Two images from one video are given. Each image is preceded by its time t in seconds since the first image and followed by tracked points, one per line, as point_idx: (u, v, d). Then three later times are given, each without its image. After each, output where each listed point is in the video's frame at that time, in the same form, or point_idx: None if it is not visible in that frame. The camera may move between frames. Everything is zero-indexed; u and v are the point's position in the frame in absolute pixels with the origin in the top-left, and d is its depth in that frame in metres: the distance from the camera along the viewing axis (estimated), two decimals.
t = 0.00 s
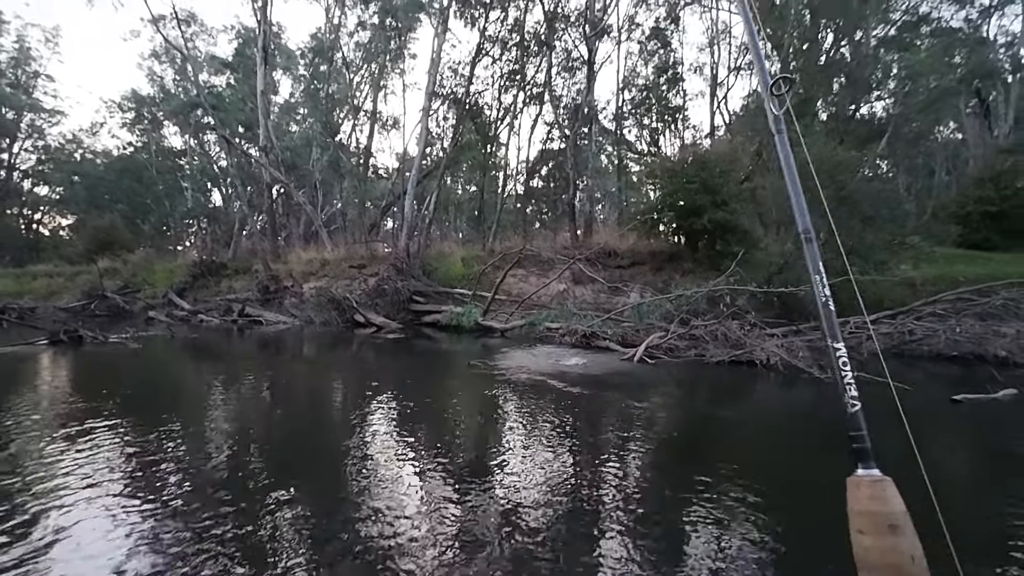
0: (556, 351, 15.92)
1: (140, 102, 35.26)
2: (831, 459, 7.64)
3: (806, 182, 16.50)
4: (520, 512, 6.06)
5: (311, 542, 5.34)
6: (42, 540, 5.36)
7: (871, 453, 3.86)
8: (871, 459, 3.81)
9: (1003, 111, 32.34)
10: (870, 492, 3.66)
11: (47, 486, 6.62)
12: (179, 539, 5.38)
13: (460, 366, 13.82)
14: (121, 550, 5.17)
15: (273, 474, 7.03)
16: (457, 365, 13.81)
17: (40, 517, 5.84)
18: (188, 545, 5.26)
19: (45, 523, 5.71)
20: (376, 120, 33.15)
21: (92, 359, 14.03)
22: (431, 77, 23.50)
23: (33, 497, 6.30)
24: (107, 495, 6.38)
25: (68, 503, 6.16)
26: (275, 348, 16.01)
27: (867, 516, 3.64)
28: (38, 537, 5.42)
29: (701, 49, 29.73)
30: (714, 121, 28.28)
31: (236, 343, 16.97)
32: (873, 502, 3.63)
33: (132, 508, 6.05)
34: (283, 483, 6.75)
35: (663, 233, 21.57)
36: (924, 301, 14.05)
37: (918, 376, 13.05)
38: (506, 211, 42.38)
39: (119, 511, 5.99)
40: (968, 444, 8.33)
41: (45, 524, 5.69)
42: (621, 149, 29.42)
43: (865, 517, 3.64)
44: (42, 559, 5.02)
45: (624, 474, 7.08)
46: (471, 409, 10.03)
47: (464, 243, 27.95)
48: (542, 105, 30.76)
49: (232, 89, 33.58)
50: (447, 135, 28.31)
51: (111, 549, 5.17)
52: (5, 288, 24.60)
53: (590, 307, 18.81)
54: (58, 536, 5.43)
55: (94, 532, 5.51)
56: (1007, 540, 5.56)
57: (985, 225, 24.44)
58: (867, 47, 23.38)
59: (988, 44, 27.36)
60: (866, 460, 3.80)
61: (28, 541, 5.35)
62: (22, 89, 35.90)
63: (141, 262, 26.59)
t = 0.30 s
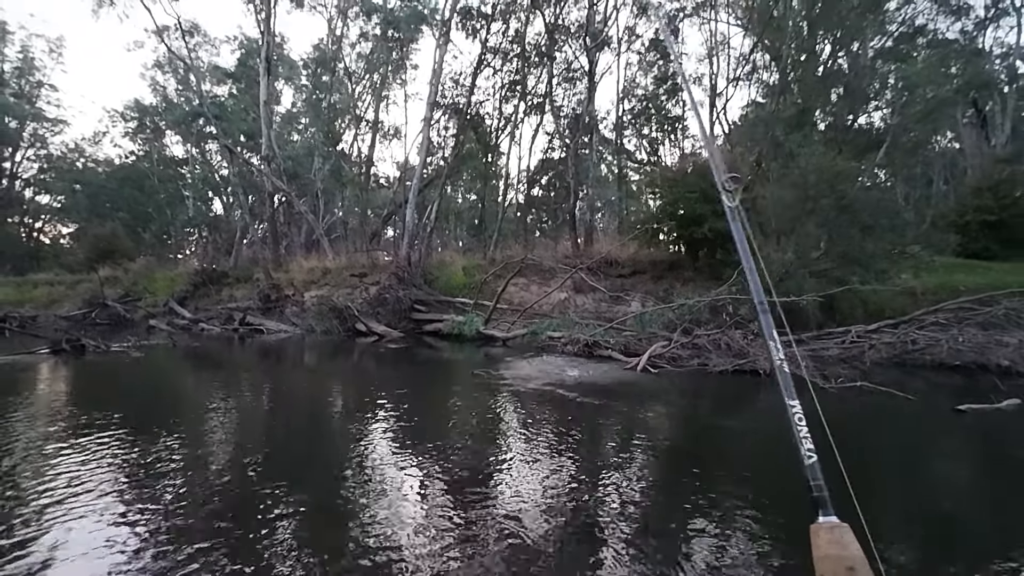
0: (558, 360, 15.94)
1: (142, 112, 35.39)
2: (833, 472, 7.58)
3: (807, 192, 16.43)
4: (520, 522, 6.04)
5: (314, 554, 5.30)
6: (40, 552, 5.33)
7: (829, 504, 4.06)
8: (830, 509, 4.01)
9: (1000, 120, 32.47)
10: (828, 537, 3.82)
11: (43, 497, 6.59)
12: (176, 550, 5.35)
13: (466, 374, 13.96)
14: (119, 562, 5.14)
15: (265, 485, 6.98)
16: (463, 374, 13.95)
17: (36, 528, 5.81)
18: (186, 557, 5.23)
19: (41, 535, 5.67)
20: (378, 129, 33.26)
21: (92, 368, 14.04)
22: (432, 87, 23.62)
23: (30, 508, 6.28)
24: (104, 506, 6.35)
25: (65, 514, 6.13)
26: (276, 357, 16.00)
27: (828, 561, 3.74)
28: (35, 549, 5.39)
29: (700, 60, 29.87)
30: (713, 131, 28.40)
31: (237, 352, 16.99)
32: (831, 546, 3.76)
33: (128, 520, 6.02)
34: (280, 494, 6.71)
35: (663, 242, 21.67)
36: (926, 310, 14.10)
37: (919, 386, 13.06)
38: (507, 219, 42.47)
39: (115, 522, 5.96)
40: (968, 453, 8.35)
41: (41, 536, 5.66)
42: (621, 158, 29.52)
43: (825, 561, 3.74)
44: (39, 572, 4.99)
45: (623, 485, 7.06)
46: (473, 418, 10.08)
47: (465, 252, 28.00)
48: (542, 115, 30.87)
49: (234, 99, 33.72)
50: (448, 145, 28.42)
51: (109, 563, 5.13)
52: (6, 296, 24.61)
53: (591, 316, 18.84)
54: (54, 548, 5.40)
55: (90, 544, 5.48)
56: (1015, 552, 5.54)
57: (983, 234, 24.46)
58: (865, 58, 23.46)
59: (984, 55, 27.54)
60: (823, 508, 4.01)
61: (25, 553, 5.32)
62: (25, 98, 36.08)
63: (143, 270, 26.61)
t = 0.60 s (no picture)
0: (558, 365, 15.95)
1: (142, 117, 35.42)
2: (833, 477, 7.60)
3: (805, 198, 16.73)
4: (521, 528, 6.05)
5: (316, 560, 5.30)
6: (42, 558, 5.35)
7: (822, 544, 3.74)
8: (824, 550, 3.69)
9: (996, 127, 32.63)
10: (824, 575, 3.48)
11: (43, 503, 6.59)
12: (179, 555, 5.38)
13: (468, 378, 14.06)
14: (122, 568, 5.16)
15: (266, 491, 7.00)
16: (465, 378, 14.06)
17: (37, 534, 5.82)
18: (189, 562, 5.26)
19: (42, 541, 5.68)
20: (378, 135, 33.33)
21: (92, 373, 14.04)
22: (432, 93, 23.70)
23: (30, 514, 6.28)
24: (104, 512, 6.36)
25: (66, 520, 6.14)
26: (276, 362, 16.00)
27: None
28: (38, 555, 5.40)
29: (698, 66, 30.02)
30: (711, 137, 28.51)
31: (237, 356, 17.00)
32: None
33: (129, 525, 6.04)
34: (282, 499, 6.72)
35: (662, 247, 21.76)
36: (925, 315, 14.15)
37: (919, 391, 13.10)
38: (506, 224, 42.54)
39: (117, 527, 5.98)
40: (968, 458, 8.38)
41: (42, 541, 5.67)
42: (620, 164, 29.62)
43: None
44: None
45: (623, 490, 7.09)
46: (473, 423, 10.10)
47: (465, 257, 28.06)
48: (542, 121, 30.94)
49: (234, 104, 33.78)
50: (448, 150, 28.50)
51: (112, 568, 5.16)
52: (5, 301, 24.56)
53: (591, 321, 18.89)
54: (57, 554, 5.42)
55: (93, 550, 5.50)
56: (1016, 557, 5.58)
57: (981, 239, 24.51)
58: (860, 66, 23.74)
59: (979, 63, 27.72)
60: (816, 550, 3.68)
61: (27, 558, 5.33)
62: (25, 103, 36.10)
63: (142, 275, 26.58)
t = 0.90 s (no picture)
0: (557, 366, 15.98)
1: (140, 117, 35.32)
2: (831, 477, 7.63)
3: (803, 199, 16.81)
4: (519, 528, 6.08)
5: (314, 560, 5.32)
6: (41, 559, 5.35)
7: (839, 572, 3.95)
8: None
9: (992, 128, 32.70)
10: None
11: (40, 504, 6.58)
12: (178, 556, 5.39)
13: (466, 379, 14.05)
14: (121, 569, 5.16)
15: (265, 491, 7.02)
16: (463, 379, 14.04)
17: (34, 536, 5.81)
18: (189, 563, 5.28)
19: (40, 542, 5.67)
20: (376, 136, 33.29)
21: (89, 374, 14.02)
22: (431, 94, 23.69)
23: (26, 516, 6.26)
24: (102, 513, 6.35)
25: (63, 522, 6.13)
26: (274, 363, 15.98)
27: None
28: (35, 556, 5.39)
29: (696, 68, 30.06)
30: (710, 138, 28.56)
31: (236, 358, 16.99)
32: None
33: (128, 526, 6.04)
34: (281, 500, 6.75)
35: (660, 248, 21.80)
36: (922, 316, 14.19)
37: (914, 391, 13.15)
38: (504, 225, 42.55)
39: (115, 528, 5.99)
40: (963, 457, 8.46)
41: (39, 543, 5.66)
42: (619, 165, 29.67)
43: None
44: None
45: (620, 490, 7.12)
46: (474, 424, 10.11)
47: (463, 258, 28.08)
48: (540, 122, 30.95)
49: (232, 104, 33.73)
50: (447, 151, 28.50)
51: (111, 569, 5.17)
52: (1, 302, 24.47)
53: (589, 322, 18.92)
54: (55, 556, 5.41)
55: (91, 551, 5.50)
56: (1010, 556, 5.61)
57: (977, 241, 24.59)
58: (857, 67, 23.75)
59: (975, 65, 27.84)
60: None
61: (25, 560, 5.33)
62: (22, 104, 35.98)
63: (140, 276, 26.52)
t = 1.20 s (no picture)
0: (554, 364, 15.96)
1: (136, 114, 35.15)
2: (829, 476, 7.63)
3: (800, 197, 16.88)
4: (518, 527, 6.07)
5: (315, 560, 5.29)
6: (36, 562, 5.26)
7: None
8: None
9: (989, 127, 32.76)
10: None
11: (33, 507, 6.46)
12: (175, 553, 5.40)
13: (463, 378, 14.04)
14: (118, 572, 5.09)
15: (262, 490, 6.96)
16: (460, 377, 14.03)
17: (28, 538, 5.71)
18: (189, 564, 5.22)
19: (35, 545, 5.58)
20: (373, 133, 33.20)
21: (85, 372, 13.99)
22: (428, 92, 23.64)
23: (19, 519, 6.15)
24: (98, 515, 6.26)
25: (57, 524, 6.03)
26: (271, 362, 15.96)
27: None
28: (30, 560, 5.30)
29: (694, 66, 30.05)
30: (707, 136, 28.60)
31: (233, 356, 16.97)
32: None
33: (124, 528, 5.95)
34: (279, 499, 6.71)
35: (658, 246, 21.81)
36: (917, 315, 14.22)
37: (910, 389, 13.19)
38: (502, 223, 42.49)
39: (112, 530, 5.90)
40: (957, 454, 8.50)
41: (34, 546, 5.56)
42: (616, 163, 29.69)
43: None
44: None
45: (619, 491, 7.05)
46: (471, 422, 10.12)
47: (461, 256, 28.06)
48: (538, 120, 30.90)
49: (229, 101, 33.62)
50: (444, 148, 28.44)
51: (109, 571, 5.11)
52: None
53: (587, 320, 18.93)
54: (51, 558, 5.33)
55: (87, 553, 5.41)
56: (1010, 554, 5.61)
57: (973, 239, 24.63)
58: (854, 66, 23.88)
59: (971, 63, 27.89)
60: None
61: (20, 563, 5.24)
62: (17, 100, 35.76)
63: (136, 274, 26.41)
